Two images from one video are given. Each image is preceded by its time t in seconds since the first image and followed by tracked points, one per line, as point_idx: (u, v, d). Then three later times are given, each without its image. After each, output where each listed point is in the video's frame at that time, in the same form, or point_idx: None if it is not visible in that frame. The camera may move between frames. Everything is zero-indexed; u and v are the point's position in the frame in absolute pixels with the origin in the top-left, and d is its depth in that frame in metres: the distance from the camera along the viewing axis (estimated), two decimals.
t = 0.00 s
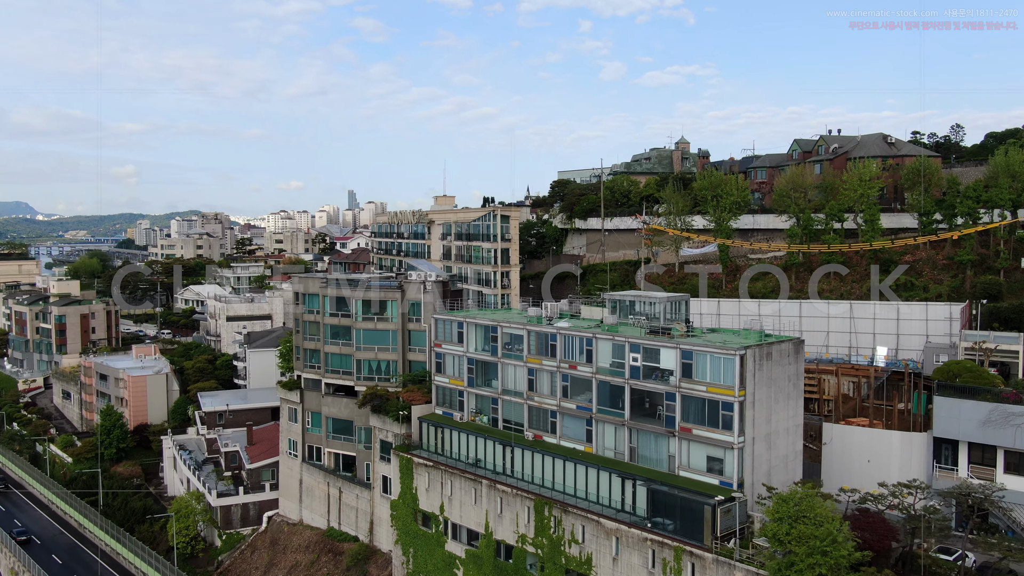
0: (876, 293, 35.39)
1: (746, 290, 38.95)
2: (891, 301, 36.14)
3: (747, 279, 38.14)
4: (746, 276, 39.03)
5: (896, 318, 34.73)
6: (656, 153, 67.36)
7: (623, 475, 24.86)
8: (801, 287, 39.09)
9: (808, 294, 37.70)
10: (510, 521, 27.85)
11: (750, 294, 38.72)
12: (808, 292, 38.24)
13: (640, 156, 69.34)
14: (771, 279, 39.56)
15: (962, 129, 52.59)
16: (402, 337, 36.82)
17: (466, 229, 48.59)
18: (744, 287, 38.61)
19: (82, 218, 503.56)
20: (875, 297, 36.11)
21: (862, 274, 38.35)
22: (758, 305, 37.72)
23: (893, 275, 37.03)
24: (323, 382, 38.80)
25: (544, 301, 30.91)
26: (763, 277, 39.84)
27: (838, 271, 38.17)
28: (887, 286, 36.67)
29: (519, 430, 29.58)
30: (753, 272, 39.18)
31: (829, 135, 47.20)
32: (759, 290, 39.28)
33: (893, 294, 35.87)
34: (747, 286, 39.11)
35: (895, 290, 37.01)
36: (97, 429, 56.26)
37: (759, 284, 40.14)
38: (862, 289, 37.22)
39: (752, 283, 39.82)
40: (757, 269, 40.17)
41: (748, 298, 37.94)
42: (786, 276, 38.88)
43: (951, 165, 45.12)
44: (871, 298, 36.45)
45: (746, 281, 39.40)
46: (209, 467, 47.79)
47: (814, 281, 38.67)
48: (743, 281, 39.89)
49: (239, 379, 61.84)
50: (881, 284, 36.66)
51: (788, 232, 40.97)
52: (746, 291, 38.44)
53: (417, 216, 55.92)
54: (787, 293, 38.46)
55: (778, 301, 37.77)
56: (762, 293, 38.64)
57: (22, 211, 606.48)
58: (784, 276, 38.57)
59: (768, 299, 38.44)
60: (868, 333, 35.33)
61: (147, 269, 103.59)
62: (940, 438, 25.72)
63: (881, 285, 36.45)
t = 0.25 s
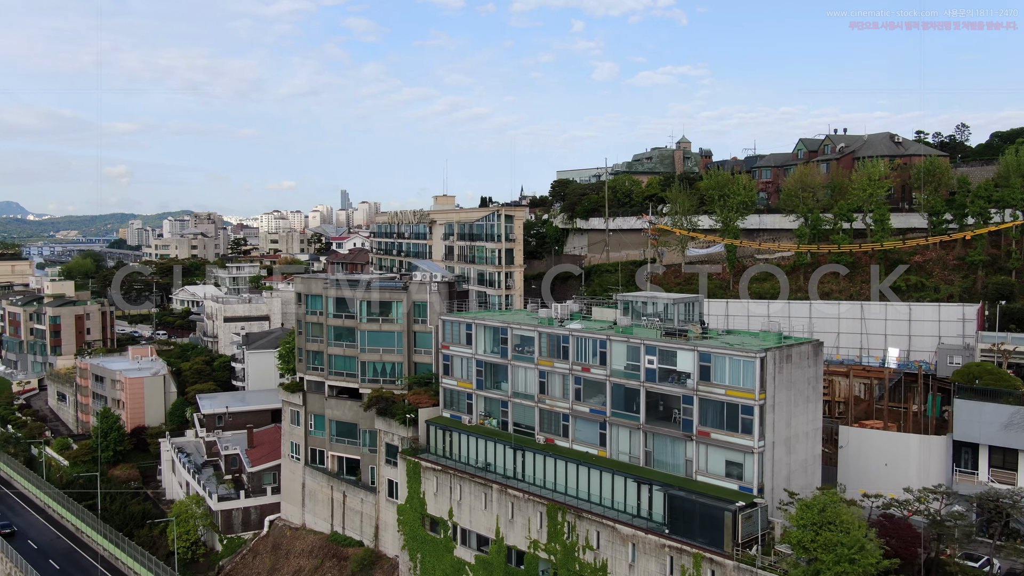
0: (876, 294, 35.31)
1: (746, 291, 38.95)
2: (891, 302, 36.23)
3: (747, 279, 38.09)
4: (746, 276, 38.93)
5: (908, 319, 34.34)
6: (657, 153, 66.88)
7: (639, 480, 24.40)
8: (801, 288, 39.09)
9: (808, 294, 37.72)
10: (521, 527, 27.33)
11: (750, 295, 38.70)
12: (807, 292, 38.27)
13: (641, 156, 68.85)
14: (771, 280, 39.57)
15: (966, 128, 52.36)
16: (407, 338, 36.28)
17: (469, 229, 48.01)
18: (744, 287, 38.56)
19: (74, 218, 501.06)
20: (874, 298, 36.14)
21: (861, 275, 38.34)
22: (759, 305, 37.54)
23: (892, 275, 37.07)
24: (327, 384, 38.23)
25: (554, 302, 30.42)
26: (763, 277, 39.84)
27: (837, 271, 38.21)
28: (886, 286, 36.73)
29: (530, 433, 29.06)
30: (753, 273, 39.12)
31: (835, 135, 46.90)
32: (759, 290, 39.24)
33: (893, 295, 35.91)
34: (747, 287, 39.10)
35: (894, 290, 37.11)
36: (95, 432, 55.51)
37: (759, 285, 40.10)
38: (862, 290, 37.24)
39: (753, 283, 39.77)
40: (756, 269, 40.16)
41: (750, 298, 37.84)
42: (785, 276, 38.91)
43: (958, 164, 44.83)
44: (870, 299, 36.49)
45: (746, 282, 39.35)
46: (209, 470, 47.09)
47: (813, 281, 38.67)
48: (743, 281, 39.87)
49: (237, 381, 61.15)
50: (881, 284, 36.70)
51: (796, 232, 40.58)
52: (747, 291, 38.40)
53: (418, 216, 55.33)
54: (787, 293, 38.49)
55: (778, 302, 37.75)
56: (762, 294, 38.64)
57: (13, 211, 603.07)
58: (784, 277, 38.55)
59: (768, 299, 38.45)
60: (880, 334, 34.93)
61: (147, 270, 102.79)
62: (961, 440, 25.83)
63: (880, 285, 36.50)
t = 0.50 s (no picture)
0: (877, 295, 35.11)
1: (746, 291, 38.85)
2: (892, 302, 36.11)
3: (748, 278, 37.92)
4: (746, 276, 38.76)
5: (923, 320, 33.90)
6: (660, 153, 66.21)
7: (660, 485, 23.86)
8: (801, 288, 38.99)
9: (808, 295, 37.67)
10: (536, 533, 26.74)
11: (751, 295, 38.57)
12: (808, 292, 38.17)
13: (643, 155, 68.14)
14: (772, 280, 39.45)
15: (974, 128, 52.05)
16: (416, 340, 35.52)
17: (474, 229, 47.31)
18: (744, 287, 38.45)
19: (66, 218, 498.46)
20: (875, 300, 36.01)
21: (861, 275, 38.20)
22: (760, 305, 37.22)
23: (892, 276, 36.96)
24: (332, 386, 37.59)
25: (568, 304, 29.87)
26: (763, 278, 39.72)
27: (838, 271, 38.15)
28: (887, 288, 36.64)
29: (544, 437, 28.48)
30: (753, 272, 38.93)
31: (844, 133, 46.48)
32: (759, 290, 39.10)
33: (894, 297, 35.77)
34: (747, 287, 39.00)
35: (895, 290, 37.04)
36: (93, 435, 54.74)
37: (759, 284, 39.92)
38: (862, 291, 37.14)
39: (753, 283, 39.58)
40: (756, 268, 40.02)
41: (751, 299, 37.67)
42: (786, 276, 38.80)
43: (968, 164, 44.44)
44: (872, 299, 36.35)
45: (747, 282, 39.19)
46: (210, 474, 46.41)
47: (814, 281, 38.58)
48: (743, 281, 39.76)
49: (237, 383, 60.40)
50: (882, 285, 36.61)
51: (808, 232, 40.14)
52: (747, 292, 38.26)
53: (421, 215, 54.67)
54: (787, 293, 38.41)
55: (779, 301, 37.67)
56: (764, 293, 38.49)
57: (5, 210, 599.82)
58: (785, 277, 38.44)
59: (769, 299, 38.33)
60: (894, 335, 34.46)
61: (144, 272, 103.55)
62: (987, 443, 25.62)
63: (881, 285, 36.40)
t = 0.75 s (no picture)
0: (876, 296, 35.04)
1: (746, 290, 38.92)
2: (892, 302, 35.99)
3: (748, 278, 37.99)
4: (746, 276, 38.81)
5: (939, 321, 33.49)
6: (664, 152, 65.61)
7: (681, 490, 23.41)
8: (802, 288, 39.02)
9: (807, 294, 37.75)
10: (552, 539, 26.23)
11: (751, 295, 38.65)
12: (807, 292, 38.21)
13: (647, 154, 67.53)
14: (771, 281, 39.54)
15: (982, 126, 51.64)
16: (424, 342, 34.96)
17: (480, 229, 46.70)
18: (743, 287, 38.52)
19: (61, 218, 496.62)
20: (875, 300, 35.97)
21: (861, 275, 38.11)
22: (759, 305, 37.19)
23: (892, 275, 36.93)
24: (339, 389, 37.06)
25: (582, 305, 29.39)
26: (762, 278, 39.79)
27: (837, 271, 38.19)
28: (887, 287, 36.61)
29: (558, 441, 27.98)
30: (753, 273, 39.00)
31: (854, 132, 46.07)
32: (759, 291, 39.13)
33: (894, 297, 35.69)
34: (747, 287, 39.08)
35: (895, 290, 36.97)
36: (93, 437, 54.10)
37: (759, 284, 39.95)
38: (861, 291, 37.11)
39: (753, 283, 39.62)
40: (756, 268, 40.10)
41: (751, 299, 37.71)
42: (786, 277, 38.89)
43: (979, 163, 44.01)
44: (871, 300, 36.32)
45: (747, 282, 39.25)
46: (213, 477, 45.81)
47: (813, 282, 38.61)
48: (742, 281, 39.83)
49: (239, 385, 59.75)
50: (882, 285, 36.60)
51: (820, 232, 39.77)
52: (746, 292, 38.32)
53: (425, 215, 54.11)
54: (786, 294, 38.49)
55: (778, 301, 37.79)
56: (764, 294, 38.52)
57: None
58: (785, 277, 38.55)
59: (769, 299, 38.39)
60: (910, 336, 34.04)
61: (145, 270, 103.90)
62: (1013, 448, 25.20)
63: (881, 285, 36.37)
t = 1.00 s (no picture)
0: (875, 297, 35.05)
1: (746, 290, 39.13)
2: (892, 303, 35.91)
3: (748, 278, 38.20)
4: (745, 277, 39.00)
5: (958, 322, 32.95)
6: (669, 151, 65.07)
7: (705, 496, 22.86)
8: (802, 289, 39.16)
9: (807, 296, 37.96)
10: (570, 546, 25.65)
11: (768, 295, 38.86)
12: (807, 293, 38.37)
13: (651, 153, 66.99)
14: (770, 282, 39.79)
15: (993, 126, 51.20)
16: (435, 344, 34.32)
17: (487, 229, 46.07)
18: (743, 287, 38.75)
19: (55, 217, 494.38)
20: (874, 300, 35.98)
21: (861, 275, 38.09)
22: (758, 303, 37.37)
23: (892, 275, 36.95)
24: (347, 391, 36.47)
25: (598, 306, 28.84)
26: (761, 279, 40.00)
27: (837, 272, 38.28)
28: (887, 288, 36.66)
29: (576, 445, 27.42)
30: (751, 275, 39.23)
31: (865, 131, 45.60)
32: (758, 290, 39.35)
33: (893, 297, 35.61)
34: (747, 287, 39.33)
35: (895, 291, 36.92)
36: (93, 440, 53.33)
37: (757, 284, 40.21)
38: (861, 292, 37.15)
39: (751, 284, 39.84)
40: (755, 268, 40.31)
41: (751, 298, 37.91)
42: (785, 278, 39.13)
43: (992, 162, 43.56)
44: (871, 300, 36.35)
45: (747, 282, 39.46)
46: (216, 480, 45.14)
47: (813, 283, 38.77)
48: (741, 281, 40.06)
49: (240, 386, 59.01)
50: (882, 286, 36.65)
51: (833, 232, 39.37)
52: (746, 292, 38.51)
53: (429, 214, 53.50)
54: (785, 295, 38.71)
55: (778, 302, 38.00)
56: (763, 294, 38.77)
57: None
58: (784, 279, 38.77)
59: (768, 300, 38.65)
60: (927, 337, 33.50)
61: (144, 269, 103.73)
62: None
63: (880, 286, 36.41)
